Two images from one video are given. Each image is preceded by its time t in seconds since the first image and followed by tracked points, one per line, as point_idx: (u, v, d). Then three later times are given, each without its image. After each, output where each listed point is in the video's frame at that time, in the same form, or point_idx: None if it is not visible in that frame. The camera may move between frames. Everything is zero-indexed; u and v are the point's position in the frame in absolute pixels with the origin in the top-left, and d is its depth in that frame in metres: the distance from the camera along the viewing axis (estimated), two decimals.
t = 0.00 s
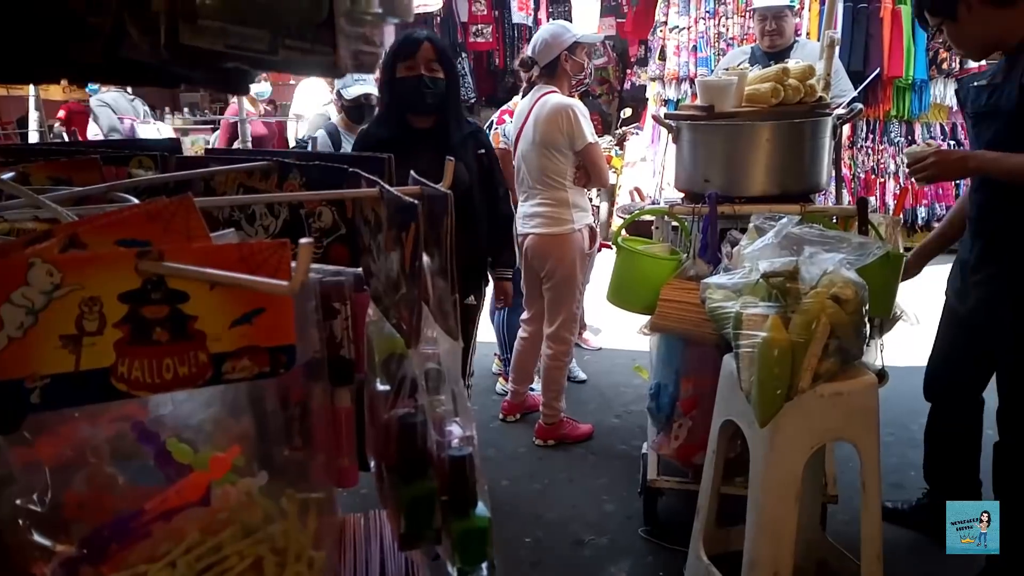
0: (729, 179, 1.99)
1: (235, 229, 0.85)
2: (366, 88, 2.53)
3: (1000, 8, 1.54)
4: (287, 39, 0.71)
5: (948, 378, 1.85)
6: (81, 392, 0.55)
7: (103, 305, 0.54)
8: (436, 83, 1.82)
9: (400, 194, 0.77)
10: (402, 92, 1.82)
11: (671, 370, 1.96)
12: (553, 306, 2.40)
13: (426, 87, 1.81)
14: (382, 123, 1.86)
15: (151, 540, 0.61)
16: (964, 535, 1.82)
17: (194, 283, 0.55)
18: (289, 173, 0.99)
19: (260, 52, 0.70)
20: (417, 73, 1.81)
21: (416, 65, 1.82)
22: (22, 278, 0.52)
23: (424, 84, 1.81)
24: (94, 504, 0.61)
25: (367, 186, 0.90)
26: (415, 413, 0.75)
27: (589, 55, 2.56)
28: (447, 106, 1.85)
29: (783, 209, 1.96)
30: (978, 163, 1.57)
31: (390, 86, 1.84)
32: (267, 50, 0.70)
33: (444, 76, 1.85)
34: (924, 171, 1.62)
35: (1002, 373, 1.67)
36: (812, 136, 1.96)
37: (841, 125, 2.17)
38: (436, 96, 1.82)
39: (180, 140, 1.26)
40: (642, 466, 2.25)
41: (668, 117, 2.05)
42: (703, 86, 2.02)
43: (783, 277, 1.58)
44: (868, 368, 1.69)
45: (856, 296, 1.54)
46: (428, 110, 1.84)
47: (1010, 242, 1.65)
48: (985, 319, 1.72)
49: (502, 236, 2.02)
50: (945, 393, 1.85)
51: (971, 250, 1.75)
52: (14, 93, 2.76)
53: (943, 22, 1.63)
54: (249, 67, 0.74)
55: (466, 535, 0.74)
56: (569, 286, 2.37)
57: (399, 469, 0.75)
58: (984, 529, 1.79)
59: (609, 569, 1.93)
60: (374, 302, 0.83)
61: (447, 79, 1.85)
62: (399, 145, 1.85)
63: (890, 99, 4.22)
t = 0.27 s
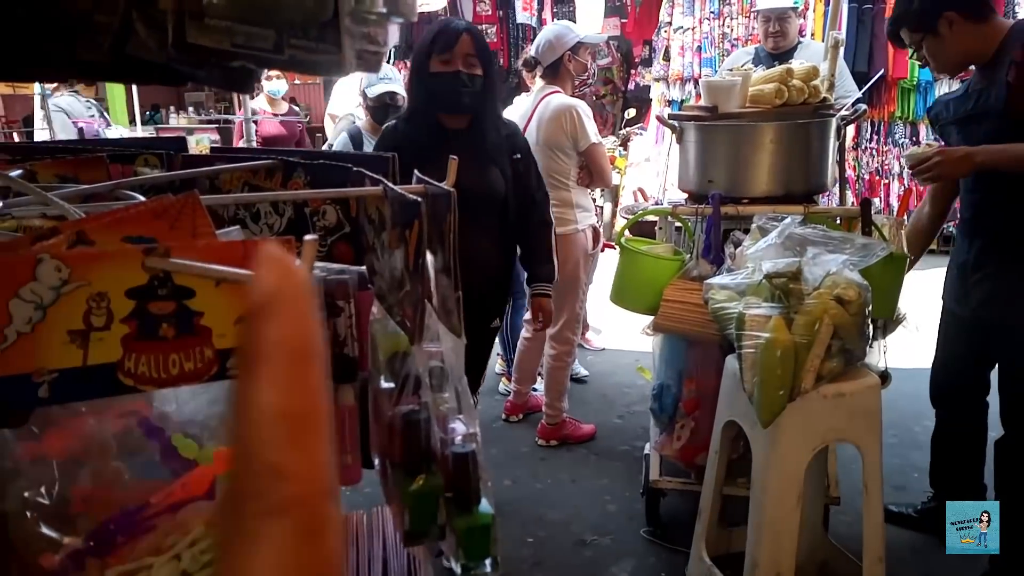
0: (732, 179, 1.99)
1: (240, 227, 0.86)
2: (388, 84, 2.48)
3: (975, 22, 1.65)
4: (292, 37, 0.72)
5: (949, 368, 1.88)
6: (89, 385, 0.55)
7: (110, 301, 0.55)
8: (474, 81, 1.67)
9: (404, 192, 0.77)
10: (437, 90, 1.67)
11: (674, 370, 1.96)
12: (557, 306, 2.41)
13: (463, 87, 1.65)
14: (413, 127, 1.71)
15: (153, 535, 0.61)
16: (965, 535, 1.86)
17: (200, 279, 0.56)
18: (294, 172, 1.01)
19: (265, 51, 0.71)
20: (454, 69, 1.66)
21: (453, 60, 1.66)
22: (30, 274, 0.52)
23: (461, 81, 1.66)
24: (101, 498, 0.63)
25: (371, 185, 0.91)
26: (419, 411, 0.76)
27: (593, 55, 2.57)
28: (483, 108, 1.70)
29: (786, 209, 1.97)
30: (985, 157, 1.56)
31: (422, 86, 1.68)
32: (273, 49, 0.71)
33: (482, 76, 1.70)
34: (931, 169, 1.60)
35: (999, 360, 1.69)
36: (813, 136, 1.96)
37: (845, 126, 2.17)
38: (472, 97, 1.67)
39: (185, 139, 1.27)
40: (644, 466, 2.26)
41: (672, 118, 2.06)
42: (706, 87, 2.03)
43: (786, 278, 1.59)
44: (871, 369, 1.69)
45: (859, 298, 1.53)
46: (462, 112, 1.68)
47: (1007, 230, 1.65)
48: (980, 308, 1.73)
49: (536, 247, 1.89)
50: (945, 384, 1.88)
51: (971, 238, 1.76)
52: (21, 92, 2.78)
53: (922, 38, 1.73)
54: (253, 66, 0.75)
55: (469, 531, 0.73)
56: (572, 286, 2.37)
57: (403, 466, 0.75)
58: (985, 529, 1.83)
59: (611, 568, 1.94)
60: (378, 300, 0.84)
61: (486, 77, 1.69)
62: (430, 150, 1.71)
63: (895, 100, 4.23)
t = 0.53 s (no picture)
0: (735, 180, 2.00)
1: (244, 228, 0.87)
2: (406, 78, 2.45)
3: (978, 25, 1.68)
4: (295, 42, 0.72)
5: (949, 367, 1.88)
6: (94, 384, 0.56)
7: (115, 301, 0.55)
8: (514, 78, 1.52)
9: (406, 194, 0.78)
10: (473, 90, 1.51)
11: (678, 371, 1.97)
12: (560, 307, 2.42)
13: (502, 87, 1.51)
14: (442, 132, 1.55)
15: (159, 531, 0.62)
16: (965, 535, 1.89)
17: (204, 280, 0.57)
18: (298, 173, 1.01)
19: (269, 55, 0.72)
20: (493, 66, 1.52)
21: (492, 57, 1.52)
22: (37, 274, 0.53)
23: (500, 79, 1.50)
24: (105, 495, 0.62)
25: (374, 186, 0.91)
26: (420, 410, 0.77)
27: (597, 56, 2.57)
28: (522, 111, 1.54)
29: (789, 210, 1.97)
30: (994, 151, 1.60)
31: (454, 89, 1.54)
32: (277, 54, 0.71)
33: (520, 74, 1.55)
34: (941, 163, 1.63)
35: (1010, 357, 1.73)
36: (816, 137, 1.96)
37: (848, 127, 2.17)
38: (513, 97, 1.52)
39: (189, 140, 1.28)
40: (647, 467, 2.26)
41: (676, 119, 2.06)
42: (710, 88, 2.03)
43: (789, 278, 1.59)
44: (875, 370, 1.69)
45: (862, 299, 1.53)
46: (501, 114, 1.52)
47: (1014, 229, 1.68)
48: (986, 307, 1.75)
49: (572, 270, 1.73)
50: (942, 384, 1.89)
51: (973, 237, 1.77)
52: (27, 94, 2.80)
53: (927, 39, 1.72)
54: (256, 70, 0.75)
55: (469, 529, 0.75)
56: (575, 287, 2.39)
57: (403, 464, 0.76)
58: (984, 528, 1.86)
59: (614, 569, 1.94)
60: (381, 301, 0.85)
61: (525, 73, 1.55)
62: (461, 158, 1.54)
63: (899, 101, 4.22)
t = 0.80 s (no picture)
0: (734, 179, 2.00)
1: (240, 228, 0.87)
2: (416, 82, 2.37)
3: (987, 20, 1.72)
4: (289, 40, 0.72)
5: (949, 365, 1.90)
6: (90, 382, 0.56)
7: (112, 300, 0.56)
8: (576, 63, 1.46)
9: (402, 193, 0.78)
10: (535, 78, 1.44)
11: (677, 370, 1.98)
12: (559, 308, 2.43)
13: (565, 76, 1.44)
14: (491, 135, 1.49)
15: (157, 528, 0.62)
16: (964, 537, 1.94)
17: (200, 278, 0.57)
18: (295, 173, 1.02)
19: (262, 55, 0.70)
20: (555, 49, 1.45)
21: (551, 41, 1.46)
22: (34, 273, 0.54)
23: (563, 65, 1.44)
24: (103, 493, 0.62)
25: (371, 185, 0.92)
26: (417, 408, 0.77)
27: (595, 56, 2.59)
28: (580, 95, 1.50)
29: (788, 210, 1.99)
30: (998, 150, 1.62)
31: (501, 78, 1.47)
32: (270, 53, 0.70)
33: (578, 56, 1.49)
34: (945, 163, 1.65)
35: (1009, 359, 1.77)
36: (815, 137, 1.96)
37: (847, 126, 2.18)
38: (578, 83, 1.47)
39: (187, 141, 1.28)
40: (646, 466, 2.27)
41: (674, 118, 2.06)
42: (708, 87, 2.03)
43: (788, 278, 1.58)
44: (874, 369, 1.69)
45: (861, 298, 1.55)
46: (559, 105, 1.47)
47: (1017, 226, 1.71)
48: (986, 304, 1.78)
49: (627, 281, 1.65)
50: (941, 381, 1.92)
51: (973, 235, 1.81)
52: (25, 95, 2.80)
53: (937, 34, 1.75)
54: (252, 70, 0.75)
55: (466, 526, 0.75)
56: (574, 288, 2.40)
57: (400, 462, 0.76)
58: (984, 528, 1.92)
59: (614, 567, 1.95)
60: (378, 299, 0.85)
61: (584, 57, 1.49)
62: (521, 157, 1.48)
63: (899, 101, 4.23)
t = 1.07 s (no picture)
0: (734, 180, 2.00)
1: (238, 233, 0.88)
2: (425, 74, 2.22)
3: (998, 16, 1.71)
4: (285, 51, 0.73)
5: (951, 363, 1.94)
6: (87, 388, 0.57)
7: (109, 306, 0.56)
8: (682, 64, 1.24)
9: (398, 198, 0.79)
10: (638, 86, 1.21)
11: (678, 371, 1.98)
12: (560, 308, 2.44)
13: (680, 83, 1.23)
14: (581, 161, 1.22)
15: (153, 533, 0.63)
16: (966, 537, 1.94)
17: (196, 284, 0.58)
18: (293, 177, 1.02)
19: (257, 64, 0.73)
20: (658, 50, 1.22)
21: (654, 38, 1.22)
22: (32, 280, 0.54)
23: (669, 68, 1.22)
24: (100, 497, 0.63)
25: (368, 190, 0.92)
26: (413, 412, 0.77)
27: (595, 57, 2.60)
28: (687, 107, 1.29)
29: (788, 210, 1.99)
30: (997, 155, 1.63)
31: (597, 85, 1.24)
32: (264, 62, 0.73)
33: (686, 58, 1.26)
34: (943, 166, 1.65)
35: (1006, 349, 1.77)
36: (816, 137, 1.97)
37: (846, 127, 2.18)
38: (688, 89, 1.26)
39: (187, 144, 1.29)
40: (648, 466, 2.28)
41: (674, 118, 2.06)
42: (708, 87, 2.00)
43: (788, 278, 1.59)
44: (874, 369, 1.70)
45: (861, 298, 1.54)
46: (661, 115, 1.24)
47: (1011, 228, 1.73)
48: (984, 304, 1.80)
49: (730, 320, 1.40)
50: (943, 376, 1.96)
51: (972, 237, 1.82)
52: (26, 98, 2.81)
53: (944, 30, 1.77)
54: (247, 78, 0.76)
55: (464, 533, 0.74)
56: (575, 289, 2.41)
57: (398, 465, 0.77)
58: (984, 528, 1.93)
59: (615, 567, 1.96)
60: (374, 304, 0.86)
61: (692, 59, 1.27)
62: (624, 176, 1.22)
63: (900, 100, 4.21)
